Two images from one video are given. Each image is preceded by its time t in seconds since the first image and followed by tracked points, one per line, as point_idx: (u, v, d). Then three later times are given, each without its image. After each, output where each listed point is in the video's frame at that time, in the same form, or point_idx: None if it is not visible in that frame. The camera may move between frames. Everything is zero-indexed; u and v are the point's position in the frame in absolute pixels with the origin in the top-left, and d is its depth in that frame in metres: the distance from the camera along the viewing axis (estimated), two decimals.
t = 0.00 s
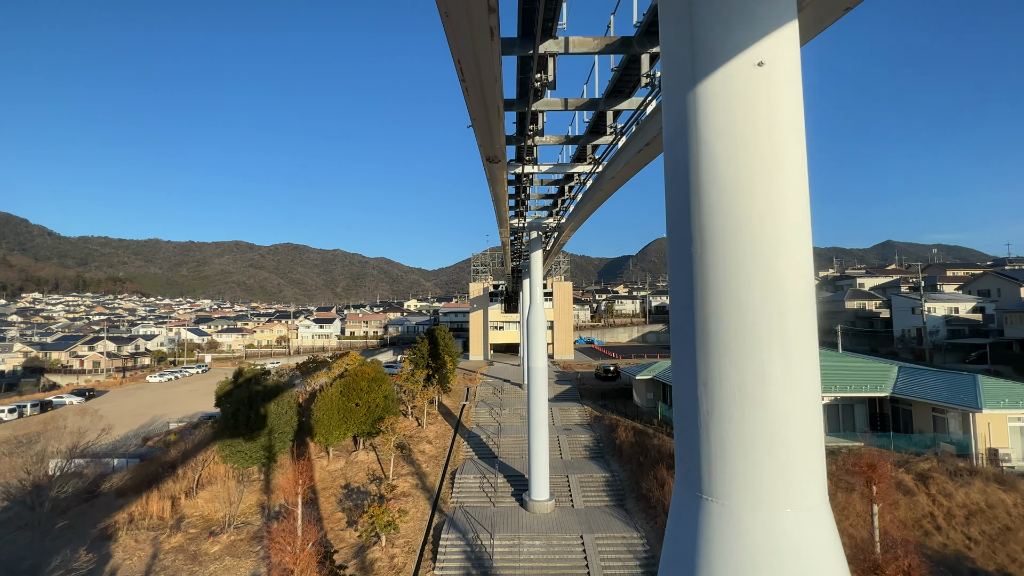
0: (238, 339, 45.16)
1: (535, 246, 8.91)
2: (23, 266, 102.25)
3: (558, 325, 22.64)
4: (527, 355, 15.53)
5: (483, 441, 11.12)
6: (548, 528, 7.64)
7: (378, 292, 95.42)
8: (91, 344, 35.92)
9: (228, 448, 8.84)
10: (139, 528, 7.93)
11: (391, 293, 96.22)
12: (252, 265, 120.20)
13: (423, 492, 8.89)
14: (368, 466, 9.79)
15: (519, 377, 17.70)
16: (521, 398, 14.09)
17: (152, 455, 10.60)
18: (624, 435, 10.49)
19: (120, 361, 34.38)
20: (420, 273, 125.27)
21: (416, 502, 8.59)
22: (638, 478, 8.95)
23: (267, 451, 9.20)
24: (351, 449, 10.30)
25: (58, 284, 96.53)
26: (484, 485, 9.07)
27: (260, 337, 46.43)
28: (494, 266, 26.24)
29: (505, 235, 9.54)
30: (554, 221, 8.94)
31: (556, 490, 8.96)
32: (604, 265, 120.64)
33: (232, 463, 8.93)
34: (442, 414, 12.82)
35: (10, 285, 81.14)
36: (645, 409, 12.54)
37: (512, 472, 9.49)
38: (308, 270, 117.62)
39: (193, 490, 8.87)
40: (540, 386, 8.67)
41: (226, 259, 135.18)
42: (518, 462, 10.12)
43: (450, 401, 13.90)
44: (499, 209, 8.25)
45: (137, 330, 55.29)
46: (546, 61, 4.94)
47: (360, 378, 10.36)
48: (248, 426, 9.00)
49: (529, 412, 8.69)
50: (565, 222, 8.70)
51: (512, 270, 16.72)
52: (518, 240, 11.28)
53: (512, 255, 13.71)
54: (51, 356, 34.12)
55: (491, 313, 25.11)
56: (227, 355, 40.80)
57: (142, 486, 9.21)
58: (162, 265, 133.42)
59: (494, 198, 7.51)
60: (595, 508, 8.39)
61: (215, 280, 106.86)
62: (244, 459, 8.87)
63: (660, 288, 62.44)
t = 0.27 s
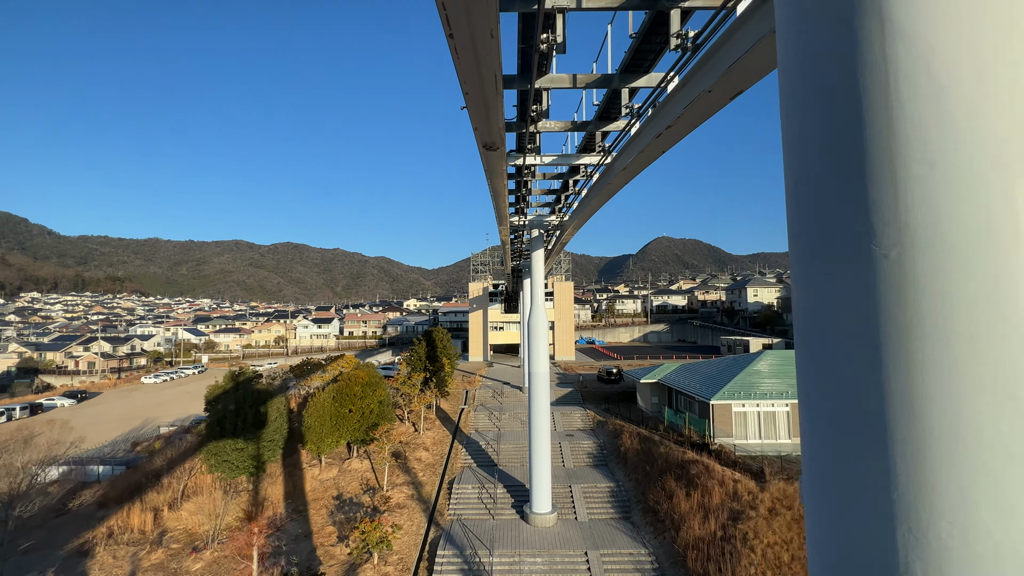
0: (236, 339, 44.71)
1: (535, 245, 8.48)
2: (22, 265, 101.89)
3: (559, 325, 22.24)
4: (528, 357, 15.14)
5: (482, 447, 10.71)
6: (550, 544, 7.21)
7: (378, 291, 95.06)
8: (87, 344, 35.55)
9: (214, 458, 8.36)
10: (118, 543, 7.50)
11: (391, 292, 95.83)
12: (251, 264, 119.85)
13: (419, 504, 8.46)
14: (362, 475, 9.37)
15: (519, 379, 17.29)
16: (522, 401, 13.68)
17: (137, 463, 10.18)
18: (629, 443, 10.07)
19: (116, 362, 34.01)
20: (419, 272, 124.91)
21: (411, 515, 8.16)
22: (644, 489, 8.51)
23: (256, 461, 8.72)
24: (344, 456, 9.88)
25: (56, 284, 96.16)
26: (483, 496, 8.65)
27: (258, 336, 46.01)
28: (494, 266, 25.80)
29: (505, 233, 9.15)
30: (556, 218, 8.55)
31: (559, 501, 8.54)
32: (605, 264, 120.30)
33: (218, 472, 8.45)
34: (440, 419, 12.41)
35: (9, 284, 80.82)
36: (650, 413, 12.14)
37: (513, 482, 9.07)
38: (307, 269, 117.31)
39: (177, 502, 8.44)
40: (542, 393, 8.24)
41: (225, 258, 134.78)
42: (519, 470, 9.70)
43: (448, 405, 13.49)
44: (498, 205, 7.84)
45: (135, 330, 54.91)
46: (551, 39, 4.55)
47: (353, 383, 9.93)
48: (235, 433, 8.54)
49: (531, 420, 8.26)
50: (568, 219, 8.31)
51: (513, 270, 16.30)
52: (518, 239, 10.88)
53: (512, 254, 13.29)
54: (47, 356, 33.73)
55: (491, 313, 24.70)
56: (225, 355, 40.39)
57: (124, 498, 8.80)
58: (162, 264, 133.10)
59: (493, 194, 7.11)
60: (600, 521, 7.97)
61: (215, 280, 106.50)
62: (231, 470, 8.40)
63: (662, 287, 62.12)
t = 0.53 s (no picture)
0: (233, 339, 44.22)
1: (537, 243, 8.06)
2: (20, 264, 101.48)
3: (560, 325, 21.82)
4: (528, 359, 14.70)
5: (480, 454, 10.28)
6: (552, 561, 6.79)
7: (377, 290, 94.65)
8: (81, 344, 35.07)
9: (196, 468, 7.93)
10: (93, 560, 7.09)
11: (390, 291, 95.52)
12: (251, 263, 119.47)
13: (413, 516, 8.05)
14: (354, 485, 8.94)
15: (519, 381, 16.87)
16: (521, 405, 13.25)
17: (121, 471, 9.77)
18: (634, 450, 9.64)
19: (111, 362, 33.56)
20: (420, 270, 124.55)
21: (405, 528, 7.73)
22: (651, 501, 8.09)
23: (242, 471, 8.28)
24: (335, 465, 9.46)
25: (55, 282, 95.75)
26: (480, 508, 8.22)
27: (255, 336, 45.50)
28: (494, 265, 25.34)
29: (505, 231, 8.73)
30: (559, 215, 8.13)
31: (560, 513, 8.10)
32: (605, 263, 119.86)
33: (202, 483, 8.02)
34: (436, 424, 11.97)
35: (7, 283, 80.44)
36: (655, 418, 11.72)
37: (512, 492, 8.65)
38: (307, 268, 117.03)
39: (158, 515, 8.02)
40: (543, 400, 7.79)
41: (224, 256, 134.37)
42: (519, 479, 9.28)
43: (446, 409, 13.06)
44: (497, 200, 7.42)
45: (132, 329, 54.56)
46: (553, 14, 4.12)
47: (346, 388, 9.49)
48: (219, 442, 8.11)
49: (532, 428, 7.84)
50: (571, 216, 7.89)
51: (513, 269, 15.87)
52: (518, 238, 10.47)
53: (512, 253, 12.86)
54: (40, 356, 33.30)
55: (491, 313, 24.28)
56: (221, 356, 39.97)
57: (104, 510, 8.38)
58: (161, 262, 132.74)
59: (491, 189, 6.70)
60: (605, 535, 7.55)
61: (214, 278, 106.10)
62: (215, 482, 7.98)
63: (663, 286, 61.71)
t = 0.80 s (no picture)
0: (229, 339, 43.72)
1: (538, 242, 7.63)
2: (18, 263, 101.06)
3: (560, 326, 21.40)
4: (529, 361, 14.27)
5: (479, 462, 9.86)
6: None
7: (377, 289, 94.22)
8: (75, 344, 34.61)
9: (179, 480, 7.48)
10: None
11: (390, 290, 95.11)
12: (250, 262, 119.07)
13: (407, 529, 7.62)
14: (346, 496, 8.52)
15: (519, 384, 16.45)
16: (521, 410, 12.83)
17: (103, 480, 9.36)
18: (640, 458, 9.20)
19: (105, 362, 33.12)
20: (420, 270, 124.17)
21: (398, 543, 7.30)
22: (658, 513, 7.66)
23: (228, 481, 7.81)
24: (326, 475, 9.04)
25: (53, 281, 95.38)
26: (478, 522, 7.79)
27: (252, 335, 45.07)
28: (493, 264, 24.91)
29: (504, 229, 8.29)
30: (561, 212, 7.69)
31: (563, 527, 7.67)
32: (606, 262, 119.44)
33: (185, 495, 7.57)
34: (434, 430, 11.55)
35: (5, 281, 80.05)
36: (660, 424, 11.29)
37: (512, 504, 8.22)
38: (307, 267, 116.65)
39: (138, 529, 7.60)
40: (544, 407, 7.37)
41: (223, 254, 133.91)
42: (519, 489, 8.85)
43: (443, 414, 12.64)
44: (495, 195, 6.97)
45: (129, 328, 54.13)
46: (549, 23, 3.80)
47: (338, 394, 9.03)
48: (202, 451, 7.60)
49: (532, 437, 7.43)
50: (575, 213, 7.45)
51: (513, 269, 15.44)
52: (518, 236, 10.03)
53: (512, 253, 12.42)
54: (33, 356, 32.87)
55: (491, 313, 23.86)
56: (218, 356, 39.55)
57: (82, 523, 7.97)
58: (160, 261, 132.33)
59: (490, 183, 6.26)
60: (609, 550, 7.13)
61: (212, 277, 105.68)
62: (199, 494, 7.51)
63: (664, 285, 61.26)
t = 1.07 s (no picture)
0: (226, 339, 43.28)
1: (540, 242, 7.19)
2: (17, 261, 100.68)
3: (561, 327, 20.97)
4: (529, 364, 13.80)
5: (477, 471, 9.44)
6: None
7: (376, 288, 93.79)
8: (69, 344, 34.17)
9: (159, 490, 7.01)
10: None
11: (389, 289, 94.68)
12: (249, 261, 118.69)
13: (399, 545, 7.18)
14: (336, 508, 8.10)
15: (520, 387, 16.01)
16: (521, 414, 12.41)
17: (83, 489, 8.94)
18: (645, 468, 8.76)
19: (100, 362, 32.69)
20: (420, 269, 123.66)
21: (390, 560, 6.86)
22: (667, 529, 7.22)
23: (212, 492, 7.29)
24: (316, 485, 8.61)
25: (51, 280, 94.99)
26: (475, 537, 7.35)
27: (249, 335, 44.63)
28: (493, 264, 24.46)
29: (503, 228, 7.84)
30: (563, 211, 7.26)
31: (565, 543, 7.23)
32: (606, 262, 118.99)
33: (165, 508, 7.09)
34: (430, 436, 11.12)
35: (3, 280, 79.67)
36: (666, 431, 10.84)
37: (511, 518, 7.78)
38: (306, 266, 116.28)
39: (115, 543, 7.16)
40: (546, 416, 6.92)
41: (223, 253, 133.46)
42: (518, 500, 8.42)
43: (440, 418, 12.21)
44: (494, 190, 6.51)
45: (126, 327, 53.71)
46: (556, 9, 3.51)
47: (328, 400, 8.53)
48: (182, 462, 7.11)
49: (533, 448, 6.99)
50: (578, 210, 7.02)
51: (512, 269, 15.00)
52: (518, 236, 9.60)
53: (511, 253, 11.96)
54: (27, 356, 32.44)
55: (490, 313, 23.42)
56: (215, 355, 39.15)
57: (58, 536, 7.56)
58: (159, 260, 131.98)
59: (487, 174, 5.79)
60: (615, 570, 6.69)
61: (211, 276, 105.29)
62: (180, 505, 7.00)
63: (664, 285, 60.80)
